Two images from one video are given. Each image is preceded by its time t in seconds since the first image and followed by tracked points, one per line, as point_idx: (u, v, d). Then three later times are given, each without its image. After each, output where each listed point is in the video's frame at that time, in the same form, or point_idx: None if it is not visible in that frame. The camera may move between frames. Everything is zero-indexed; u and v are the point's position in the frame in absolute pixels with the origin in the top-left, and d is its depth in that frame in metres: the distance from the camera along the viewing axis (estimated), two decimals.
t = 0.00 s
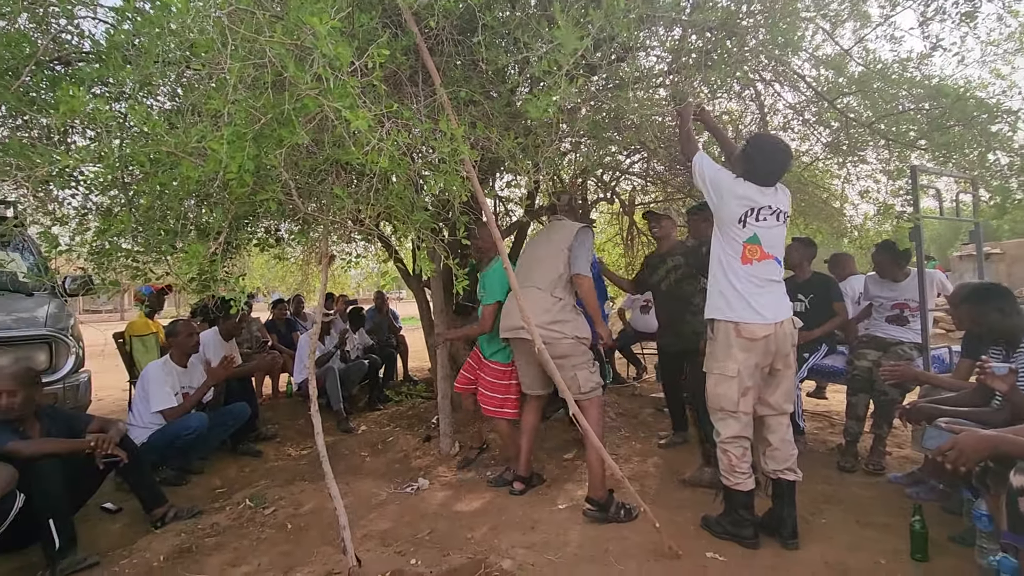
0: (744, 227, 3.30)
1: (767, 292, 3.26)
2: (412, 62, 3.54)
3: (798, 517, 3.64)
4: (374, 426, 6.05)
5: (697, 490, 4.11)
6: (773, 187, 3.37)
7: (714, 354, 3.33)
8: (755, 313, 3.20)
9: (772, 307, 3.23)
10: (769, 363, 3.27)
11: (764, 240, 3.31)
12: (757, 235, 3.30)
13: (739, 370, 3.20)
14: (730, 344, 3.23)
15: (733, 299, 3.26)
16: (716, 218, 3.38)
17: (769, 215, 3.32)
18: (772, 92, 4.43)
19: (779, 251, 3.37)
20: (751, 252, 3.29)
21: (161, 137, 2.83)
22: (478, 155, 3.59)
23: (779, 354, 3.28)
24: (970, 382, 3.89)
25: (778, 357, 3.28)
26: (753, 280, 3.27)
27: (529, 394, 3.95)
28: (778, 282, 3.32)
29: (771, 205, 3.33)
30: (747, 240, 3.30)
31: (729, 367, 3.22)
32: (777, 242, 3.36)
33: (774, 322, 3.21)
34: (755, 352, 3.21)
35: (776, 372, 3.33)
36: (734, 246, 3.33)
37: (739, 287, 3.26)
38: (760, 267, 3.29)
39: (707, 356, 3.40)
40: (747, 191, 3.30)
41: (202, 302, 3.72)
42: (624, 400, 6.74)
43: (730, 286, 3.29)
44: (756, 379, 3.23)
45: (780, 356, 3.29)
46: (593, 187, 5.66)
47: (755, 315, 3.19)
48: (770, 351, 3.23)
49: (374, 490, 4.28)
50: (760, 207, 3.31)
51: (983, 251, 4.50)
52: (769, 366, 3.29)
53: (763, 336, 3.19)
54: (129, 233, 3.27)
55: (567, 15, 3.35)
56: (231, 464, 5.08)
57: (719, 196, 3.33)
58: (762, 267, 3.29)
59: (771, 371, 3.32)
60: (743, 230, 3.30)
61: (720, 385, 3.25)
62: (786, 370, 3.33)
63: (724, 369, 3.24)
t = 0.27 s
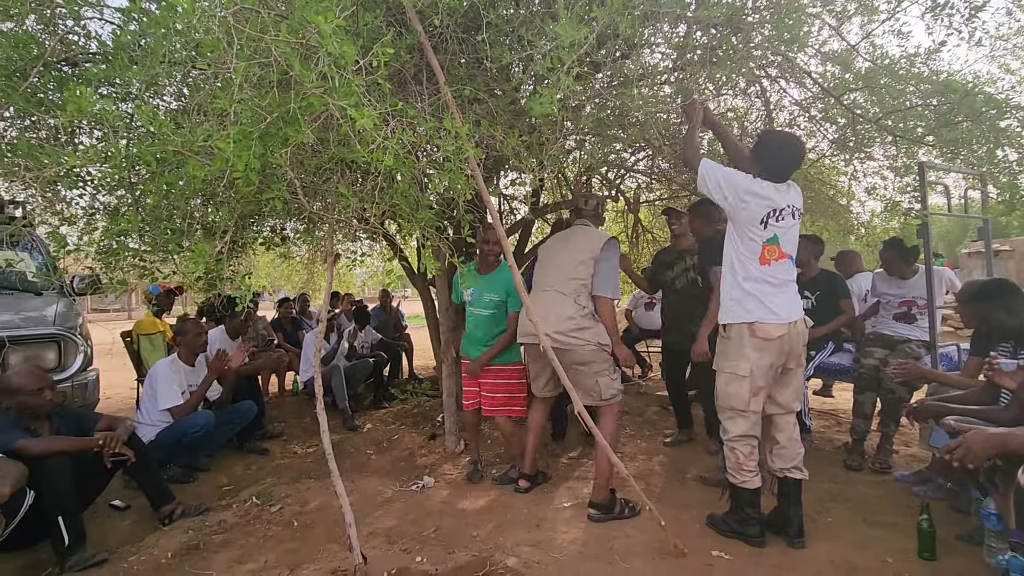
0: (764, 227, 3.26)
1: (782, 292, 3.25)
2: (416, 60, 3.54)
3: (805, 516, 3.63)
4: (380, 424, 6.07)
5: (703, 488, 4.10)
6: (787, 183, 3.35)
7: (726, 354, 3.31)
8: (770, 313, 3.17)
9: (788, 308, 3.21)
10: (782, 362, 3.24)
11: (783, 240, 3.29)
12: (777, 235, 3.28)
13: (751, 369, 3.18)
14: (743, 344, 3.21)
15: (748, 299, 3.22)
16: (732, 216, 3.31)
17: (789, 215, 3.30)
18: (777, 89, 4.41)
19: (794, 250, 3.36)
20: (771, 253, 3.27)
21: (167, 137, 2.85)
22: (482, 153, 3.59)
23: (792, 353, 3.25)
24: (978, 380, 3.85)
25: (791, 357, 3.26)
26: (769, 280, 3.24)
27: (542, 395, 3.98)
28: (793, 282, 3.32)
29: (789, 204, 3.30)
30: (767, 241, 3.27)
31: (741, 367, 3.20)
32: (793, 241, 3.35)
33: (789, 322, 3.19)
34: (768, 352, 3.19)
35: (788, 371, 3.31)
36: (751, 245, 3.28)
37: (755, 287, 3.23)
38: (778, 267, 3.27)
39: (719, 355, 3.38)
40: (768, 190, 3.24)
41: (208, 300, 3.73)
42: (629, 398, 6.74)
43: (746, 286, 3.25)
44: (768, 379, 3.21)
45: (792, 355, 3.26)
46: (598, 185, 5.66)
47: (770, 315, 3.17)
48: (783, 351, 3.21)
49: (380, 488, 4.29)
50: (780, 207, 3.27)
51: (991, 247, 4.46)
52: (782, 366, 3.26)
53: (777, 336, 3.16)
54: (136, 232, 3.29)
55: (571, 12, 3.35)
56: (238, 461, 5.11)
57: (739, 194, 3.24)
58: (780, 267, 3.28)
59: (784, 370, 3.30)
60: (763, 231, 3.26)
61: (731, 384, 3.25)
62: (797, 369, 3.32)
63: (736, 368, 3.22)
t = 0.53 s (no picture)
0: (780, 232, 3.26)
1: (795, 294, 3.25)
2: (418, 61, 3.55)
3: (808, 516, 3.62)
4: (382, 424, 6.07)
5: (706, 488, 4.10)
6: (793, 186, 3.38)
7: (735, 354, 3.30)
8: (783, 313, 3.17)
9: (799, 308, 3.22)
10: (790, 362, 3.25)
11: (795, 244, 3.32)
12: (791, 240, 3.30)
13: (761, 370, 3.17)
14: (753, 344, 3.21)
15: (762, 301, 3.21)
16: (747, 222, 3.28)
17: (800, 219, 3.33)
18: (779, 88, 4.41)
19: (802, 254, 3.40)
20: (785, 257, 3.29)
21: (169, 138, 2.86)
22: (484, 153, 3.60)
23: (800, 354, 3.26)
24: (981, 379, 3.84)
25: (798, 357, 3.26)
26: (784, 284, 3.25)
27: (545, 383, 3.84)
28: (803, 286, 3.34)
29: (800, 208, 3.34)
30: (783, 245, 3.28)
31: (750, 367, 3.19)
32: (801, 245, 3.39)
33: (799, 322, 3.19)
34: (778, 353, 3.18)
35: (794, 370, 3.32)
36: (767, 249, 3.28)
37: (769, 290, 3.22)
38: (792, 270, 3.29)
39: (726, 355, 3.38)
40: (782, 195, 3.27)
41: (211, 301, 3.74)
42: (632, 398, 6.73)
43: (760, 288, 3.24)
44: (777, 379, 3.21)
45: (800, 356, 3.27)
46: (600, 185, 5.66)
47: (781, 315, 3.16)
48: (792, 352, 3.21)
49: (382, 488, 4.30)
50: (793, 211, 3.30)
51: (994, 246, 4.45)
52: (790, 366, 3.26)
53: (787, 336, 3.16)
54: (138, 233, 3.30)
55: (572, 12, 3.35)
56: (241, 461, 5.12)
57: (758, 199, 3.22)
58: (793, 271, 3.30)
59: (790, 369, 3.30)
60: (780, 235, 3.27)
61: (740, 385, 3.23)
62: (803, 368, 3.33)
63: (746, 369, 3.21)
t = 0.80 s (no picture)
0: (785, 236, 3.27)
1: (797, 297, 3.27)
2: (417, 64, 3.55)
3: (808, 518, 3.62)
4: (381, 427, 6.07)
5: (706, 490, 4.10)
6: (794, 189, 3.41)
7: (738, 355, 3.30)
8: (787, 314, 3.18)
9: (801, 310, 3.23)
10: (793, 364, 3.26)
11: (798, 248, 3.34)
12: (795, 244, 3.32)
13: (767, 371, 3.17)
14: (758, 346, 3.21)
15: (766, 302, 3.22)
16: (752, 227, 3.27)
17: (803, 223, 3.36)
18: (778, 89, 4.41)
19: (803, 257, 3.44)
20: (790, 261, 3.30)
21: (168, 141, 2.85)
22: (483, 155, 3.60)
23: (803, 355, 3.27)
24: (981, 380, 3.84)
25: (801, 358, 3.27)
26: (788, 287, 3.26)
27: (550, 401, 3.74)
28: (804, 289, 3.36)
29: (802, 211, 3.37)
30: (788, 249, 3.30)
31: (755, 368, 3.19)
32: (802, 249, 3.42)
33: (802, 324, 3.20)
34: (782, 354, 3.19)
35: (795, 371, 3.32)
36: (773, 253, 3.27)
37: (774, 292, 3.23)
38: (795, 274, 3.31)
39: (729, 357, 3.37)
40: (786, 198, 3.30)
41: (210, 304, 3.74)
42: (631, 400, 6.73)
43: (765, 289, 3.24)
44: (781, 380, 3.21)
45: (801, 357, 3.28)
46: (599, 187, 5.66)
47: (784, 316, 3.17)
48: (795, 353, 3.22)
49: (381, 491, 4.29)
50: (796, 215, 3.33)
51: (994, 247, 4.44)
52: (793, 367, 3.27)
53: (791, 337, 3.16)
54: (137, 236, 3.30)
55: (571, 13, 3.35)
56: (240, 464, 5.11)
57: (763, 204, 3.22)
58: (796, 274, 3.31)
59: (793, 370, 3.31)
60: (785, 239, 3.28)
61: (745, 386, 3.22)
62: (804, 370, 3.33)
63: (750, 370, 3.20)
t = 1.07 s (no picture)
0: (780, 237, 3.27)
1: (795, 299, 3.27)
2: (414, 66, 3.55)
3: (806, 520, 3.62)
4: (379, 430, 6.06)
5: (704, 492, 4.09)
6: (790, 190, 3.41)
7: (736, 357, 3.30)
8: (783, 316, 3.18)
9: (799, 312, 3.24)
10: (790, 365, 3.27)
11: (795, 249, 3.34)
12: (791, 246, 3.32)
13: (764, 374, 3.17)
14: (755, 348, 3.21)
15: (763, 304, 3.22)
16: (748, 229, 3.28)
17: (799, 224, 3.36)
18: (775, 92, 4.42)
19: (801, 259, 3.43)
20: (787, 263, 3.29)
21: (164, 145, 2.84)
22: (480, 158, 3.60)
23: (799, 357, 3.28)
24: (979, 381, 3.85)
25: (797, 360, 3.29)
26: (786, 289, 3.26)
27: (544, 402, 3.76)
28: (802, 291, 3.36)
29: (798, 212, 3.36)
30: (784, 251, 3.29)
31: (753, 371, 3.19)
32: (799, 250, 3.41)
33: (800, 326, 3.21)
34: (779, 356, 3.19)
35: (793, 373, 3.33)
36: (769, 255, 3.27)
37: (771, 294, 3.23)
38: (792, 277, 3.31)
39: (727, 359, 3.37)
40: (782, 200, 3.29)
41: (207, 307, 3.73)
42: (629, 402, 6.72)
43: (763, 292, 3.24)
44: (778, 382, 3.21)
45: (798, 359, 3.29)
46: (597, 189, 5.67)
47: (782, 318, 3.18)
48: (792, 355, 3.23)
49: (379, 494, 4.28)
50: (792, 216, 3.32)
51: (990, 247, 4.44)
52: (789, 368, 3.27)
53: (788, 339, 3.17)
54: (133, 240, 3.28)
55: (568, 16, 3.35)
56: (237, 468, 5.10)
57: (757, 206, 3.23)
58: (793, 276, 3.31)
59: (790, 372, 3.31)
60: (780, 241, 3.28)
61: (742, 389, 3.22)
62: (802, 372, 3.34)
63: (748, 373, 3.20)
